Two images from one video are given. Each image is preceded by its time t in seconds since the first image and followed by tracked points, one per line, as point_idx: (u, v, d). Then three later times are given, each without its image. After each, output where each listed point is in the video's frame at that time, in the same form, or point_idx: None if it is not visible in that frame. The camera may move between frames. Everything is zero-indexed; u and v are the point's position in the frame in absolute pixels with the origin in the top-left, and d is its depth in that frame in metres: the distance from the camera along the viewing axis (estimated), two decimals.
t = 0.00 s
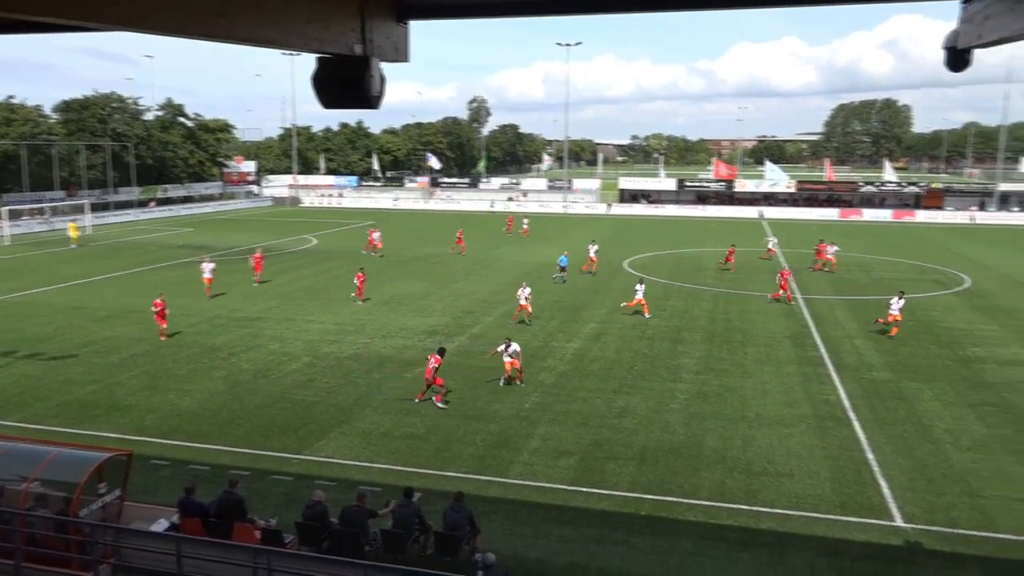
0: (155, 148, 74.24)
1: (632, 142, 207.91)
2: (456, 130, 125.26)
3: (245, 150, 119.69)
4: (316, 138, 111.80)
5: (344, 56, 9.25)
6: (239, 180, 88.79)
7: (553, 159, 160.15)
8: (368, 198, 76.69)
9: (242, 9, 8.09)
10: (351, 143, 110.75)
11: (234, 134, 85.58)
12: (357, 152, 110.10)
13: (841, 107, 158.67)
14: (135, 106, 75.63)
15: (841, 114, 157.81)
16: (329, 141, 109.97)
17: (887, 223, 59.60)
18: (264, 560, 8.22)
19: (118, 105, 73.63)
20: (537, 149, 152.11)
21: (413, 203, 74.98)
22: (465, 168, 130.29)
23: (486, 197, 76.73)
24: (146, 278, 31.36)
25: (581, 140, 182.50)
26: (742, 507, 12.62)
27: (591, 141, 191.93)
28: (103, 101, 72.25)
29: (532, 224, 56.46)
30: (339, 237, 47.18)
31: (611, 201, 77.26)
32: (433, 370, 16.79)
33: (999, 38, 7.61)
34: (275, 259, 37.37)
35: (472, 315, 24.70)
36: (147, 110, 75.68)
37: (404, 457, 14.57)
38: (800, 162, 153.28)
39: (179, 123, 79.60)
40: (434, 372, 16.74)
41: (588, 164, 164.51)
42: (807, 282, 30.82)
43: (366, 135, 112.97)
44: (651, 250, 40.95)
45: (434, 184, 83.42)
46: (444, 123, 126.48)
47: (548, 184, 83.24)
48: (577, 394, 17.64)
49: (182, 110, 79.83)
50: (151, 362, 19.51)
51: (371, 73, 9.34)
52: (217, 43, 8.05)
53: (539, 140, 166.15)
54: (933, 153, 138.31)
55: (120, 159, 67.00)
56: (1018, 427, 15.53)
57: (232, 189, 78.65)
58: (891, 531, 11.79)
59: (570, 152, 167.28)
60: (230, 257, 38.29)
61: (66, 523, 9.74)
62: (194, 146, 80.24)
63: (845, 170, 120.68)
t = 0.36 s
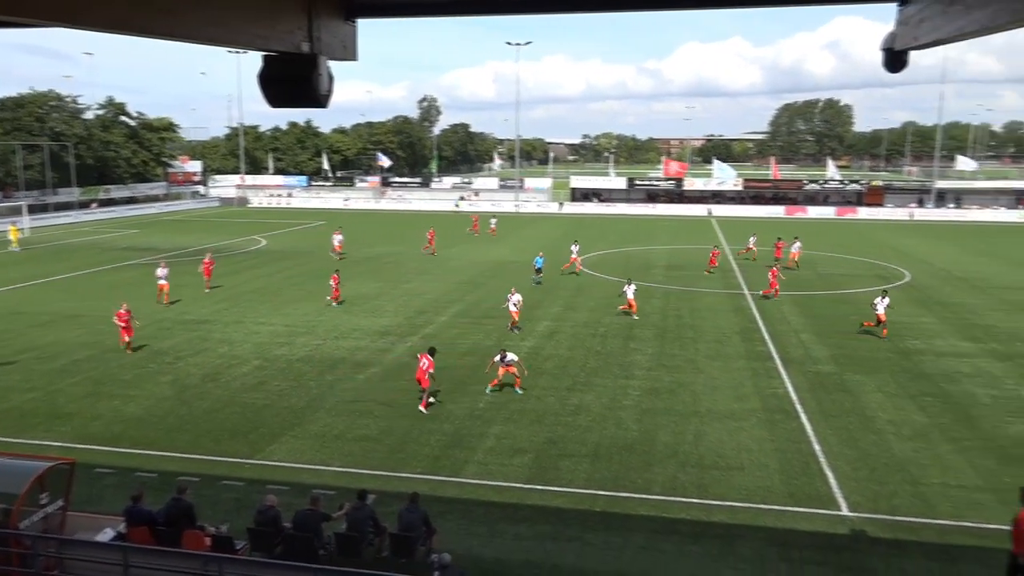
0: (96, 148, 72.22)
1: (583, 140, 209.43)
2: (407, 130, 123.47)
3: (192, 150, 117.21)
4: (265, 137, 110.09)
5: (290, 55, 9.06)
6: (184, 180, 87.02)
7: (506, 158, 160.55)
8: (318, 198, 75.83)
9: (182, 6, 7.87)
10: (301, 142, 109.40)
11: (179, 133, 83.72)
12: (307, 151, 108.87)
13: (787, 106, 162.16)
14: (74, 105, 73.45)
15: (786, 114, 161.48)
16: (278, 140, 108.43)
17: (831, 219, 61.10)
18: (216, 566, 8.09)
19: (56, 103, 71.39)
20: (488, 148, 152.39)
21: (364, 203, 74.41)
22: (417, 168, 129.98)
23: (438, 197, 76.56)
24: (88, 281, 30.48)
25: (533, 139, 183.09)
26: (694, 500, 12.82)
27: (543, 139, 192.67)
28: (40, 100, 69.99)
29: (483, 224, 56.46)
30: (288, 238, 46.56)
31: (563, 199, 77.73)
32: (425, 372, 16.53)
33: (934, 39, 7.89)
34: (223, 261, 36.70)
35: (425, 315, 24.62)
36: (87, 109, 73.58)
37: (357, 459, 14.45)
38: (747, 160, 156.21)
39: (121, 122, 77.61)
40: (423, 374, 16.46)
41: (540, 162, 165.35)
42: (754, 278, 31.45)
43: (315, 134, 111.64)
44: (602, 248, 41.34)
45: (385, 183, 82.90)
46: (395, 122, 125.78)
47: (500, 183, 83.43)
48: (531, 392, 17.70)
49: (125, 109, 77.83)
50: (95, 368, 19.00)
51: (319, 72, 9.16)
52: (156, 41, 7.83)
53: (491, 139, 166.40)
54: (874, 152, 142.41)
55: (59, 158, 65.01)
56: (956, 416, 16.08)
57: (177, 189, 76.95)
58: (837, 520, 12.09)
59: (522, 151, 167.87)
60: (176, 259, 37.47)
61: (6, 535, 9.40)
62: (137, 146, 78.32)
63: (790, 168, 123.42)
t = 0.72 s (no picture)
0: (69, 147, 71.25)
1: (562, 139, 209.89)
2: (386, 129, 124.41)
3: (168, 149, 115.94)
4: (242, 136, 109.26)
5: (267, 54, 9.00)
6: (161, 180, 86.06)
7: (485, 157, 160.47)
8: (297, 198, 75.36)
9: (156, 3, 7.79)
10: (279, 142, 108.71)
11: (155, 133, 82.81)
12: (285, 151, 108.23)
13: (764, 106, 163.52)
14: (46, 104, 72.41)
15: (764, 113, 162.87)
16: (255, 139, 107.70)
17: (807, 218, 61.71)
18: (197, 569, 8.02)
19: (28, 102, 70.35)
20: (468, 148, 152.43)
21: (343, 203, 74.06)
22: (395, 168, 129.72)
23: (417, 197, 76.40)
24: (62, 283, 30.08)
25: (513, 138, 183.07)
26: (675, 497, 12.91)
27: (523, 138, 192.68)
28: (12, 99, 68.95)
29: (462, 223, 56.39)
30: (266, 239, 46.23)
31: (543, 199, 77.83)
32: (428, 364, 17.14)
33: (907, 40, 7.98)
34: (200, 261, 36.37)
35: (406, 315, 24.57)
36: (59, 108, 72.56)
37: (338, 460, 14.39)
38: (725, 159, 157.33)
39: (95, 121, 76.67)
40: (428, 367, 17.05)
41: (519, 161, 165.47)
42: (732, 276, 31.68)
43: (293, 134, 110.95)
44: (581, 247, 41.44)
45: (364, 182, 82.84)
46: (374, 121, 125.32)
47: (480, 182, 83.39)
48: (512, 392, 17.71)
49: (99, 108, 76.87)
50: (71, 370, 18.75)
51: (297, 71, 9.11)
52: (132, 39, 7.75)
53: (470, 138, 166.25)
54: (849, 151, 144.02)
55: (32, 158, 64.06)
56: (932, 412, 16.31)
57: (152, 189, 76.12)
58: (816, 516, 12.23)
59: (501, 151, 167.98)
60: (152, 260, 37.07)
61: None
62: (112, 145, 77.39)
63: (767, 167, 124.55)
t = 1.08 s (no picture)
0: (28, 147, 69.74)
1: (532, 139, 210.30)
2: (354, 130, 124.36)
3: (131, 149, 113.98)
4: (207, 137, 107.95)
5: (231, 53, 8.88)
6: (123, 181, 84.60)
7: (454, 157, 160.24)
8: (263, 199, 74.56)
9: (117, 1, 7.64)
10: (244, 142, 107.52)
11: (118, 133, 81.42)
12: (251, 151, 107.17)
13: (730, 106, 165.37)
14: (4, 103, 70.82)
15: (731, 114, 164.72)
16: (220, 139, 106.53)
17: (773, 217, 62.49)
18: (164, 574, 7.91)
19: None
20: (436, 148, 152.17)
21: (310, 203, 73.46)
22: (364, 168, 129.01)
23: (386, 197, 76.05)
24: (20, 286, 29.41)
25: (481, 138, 182.96)
26: (644, 495, 13.01)
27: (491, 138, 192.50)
28: None
29: (431, 224, 56.21)
30: (231, 240, 45.65)
31: (512, 199, 77.92)
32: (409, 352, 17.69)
33: (868, 41, 8.12)
34: (164, 263, 35.83)
35: (374, 316, 24.44)
36: (17, 107, 71.02)
37: (307, 463, 14.28)
38: (692, 159, 158.58)
39: (55, 122, 75.18)
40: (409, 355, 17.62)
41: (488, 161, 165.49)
42: (699, 275, 31.98)
43: (260, 134, 109.82)
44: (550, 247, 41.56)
45: (332, 183, 82.36)
46: (342, 121, 124.48)
47: (449, 183, 83.22)
48: (482, 392, 17.70)
49: (59, 107, 75.40)
50: (31, 376, 18.34)
51: (262, 70, 9.00)
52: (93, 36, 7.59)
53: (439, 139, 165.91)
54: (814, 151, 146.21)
55: None
56: (894, 407, 16.62)
57: (115, 190, 74.81)
58: (783, 511, 12.40)
59: (470, 151, 167.87)
60: (114, 262, 36.43)
61: None
62: (72, 146, 75.95)
63: (733, 167, 126.12)
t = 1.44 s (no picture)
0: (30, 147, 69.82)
1: (533, 139, 210.31)
2: (355, 130, 124.84)
3: (133, 149, 114.13)
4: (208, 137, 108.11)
5: (232, 53, 8.87)
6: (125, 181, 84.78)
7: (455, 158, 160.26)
8: (265, 200, 74.62)
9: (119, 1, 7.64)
10: (245, 142, 107.61)
11: (119, 133, 81.52)
12: (252, 151, 107.35)
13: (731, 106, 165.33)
14: (6, 103, 70.95)
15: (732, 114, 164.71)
16: (222, 139, 106.75)
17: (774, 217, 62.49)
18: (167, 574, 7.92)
19: None
20: (437, 148, 152.27)
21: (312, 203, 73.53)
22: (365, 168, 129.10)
23: (387, 198, 76.14)
24: (22, 286, 29.46)
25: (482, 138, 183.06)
26: (645, 496, 13.02)
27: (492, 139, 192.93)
28: None
29: (432, 224, 56.27)
30: (232, 240, 45.73)
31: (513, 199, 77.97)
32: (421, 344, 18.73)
33: (869, 42, 8.09)
34: (166, 263, 35.90)
35: (376, 316, 24.48)
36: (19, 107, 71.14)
37: (308, 463, 14.30)
38: (693, 160, 158.59)
39: (57, 122, 75.32)
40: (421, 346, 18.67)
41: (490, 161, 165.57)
42: (700, 276, 32.01)
43: (261, 134, 110.00)
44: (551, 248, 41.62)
45: (333, 183, 82.46)
46: (343, 121, 124.55)
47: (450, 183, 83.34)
48: (484, 393, 17.72)
49: (60, 107, 75.53)
50: (33, 375, 18.38)
51: (263, 70, 9.00)
52: (94, 36, 7.58)
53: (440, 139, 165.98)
54: (814, 152, 146.14)
55: None
56: (896, 408, 16.64)
57: (117, 190, 74.89)
58: (785, 512, 12.41)
59: (472, 152, 168.00)
60: (116, 262, 36.49)
61: None
62: (74, 146, 76.04)
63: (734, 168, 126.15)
